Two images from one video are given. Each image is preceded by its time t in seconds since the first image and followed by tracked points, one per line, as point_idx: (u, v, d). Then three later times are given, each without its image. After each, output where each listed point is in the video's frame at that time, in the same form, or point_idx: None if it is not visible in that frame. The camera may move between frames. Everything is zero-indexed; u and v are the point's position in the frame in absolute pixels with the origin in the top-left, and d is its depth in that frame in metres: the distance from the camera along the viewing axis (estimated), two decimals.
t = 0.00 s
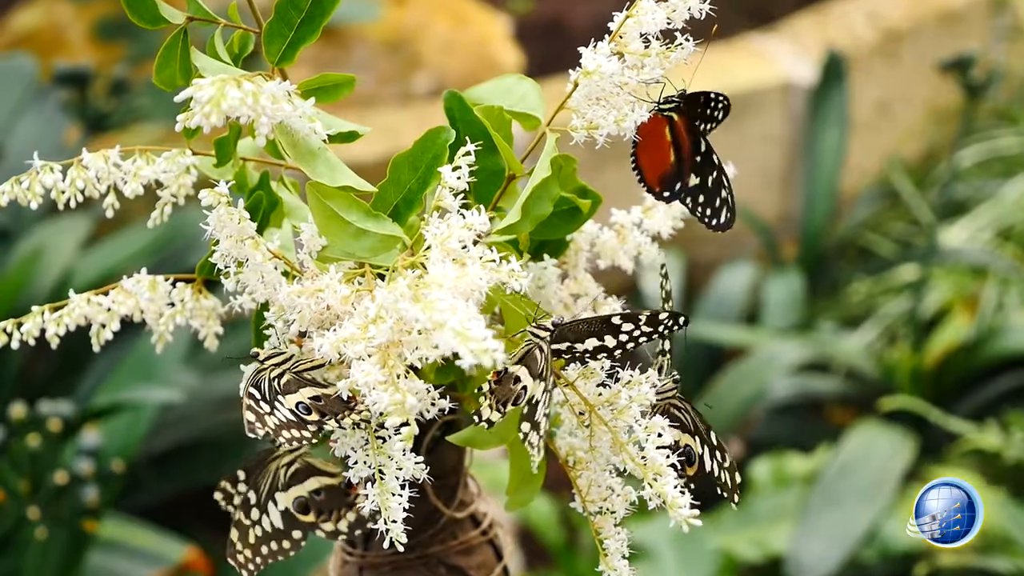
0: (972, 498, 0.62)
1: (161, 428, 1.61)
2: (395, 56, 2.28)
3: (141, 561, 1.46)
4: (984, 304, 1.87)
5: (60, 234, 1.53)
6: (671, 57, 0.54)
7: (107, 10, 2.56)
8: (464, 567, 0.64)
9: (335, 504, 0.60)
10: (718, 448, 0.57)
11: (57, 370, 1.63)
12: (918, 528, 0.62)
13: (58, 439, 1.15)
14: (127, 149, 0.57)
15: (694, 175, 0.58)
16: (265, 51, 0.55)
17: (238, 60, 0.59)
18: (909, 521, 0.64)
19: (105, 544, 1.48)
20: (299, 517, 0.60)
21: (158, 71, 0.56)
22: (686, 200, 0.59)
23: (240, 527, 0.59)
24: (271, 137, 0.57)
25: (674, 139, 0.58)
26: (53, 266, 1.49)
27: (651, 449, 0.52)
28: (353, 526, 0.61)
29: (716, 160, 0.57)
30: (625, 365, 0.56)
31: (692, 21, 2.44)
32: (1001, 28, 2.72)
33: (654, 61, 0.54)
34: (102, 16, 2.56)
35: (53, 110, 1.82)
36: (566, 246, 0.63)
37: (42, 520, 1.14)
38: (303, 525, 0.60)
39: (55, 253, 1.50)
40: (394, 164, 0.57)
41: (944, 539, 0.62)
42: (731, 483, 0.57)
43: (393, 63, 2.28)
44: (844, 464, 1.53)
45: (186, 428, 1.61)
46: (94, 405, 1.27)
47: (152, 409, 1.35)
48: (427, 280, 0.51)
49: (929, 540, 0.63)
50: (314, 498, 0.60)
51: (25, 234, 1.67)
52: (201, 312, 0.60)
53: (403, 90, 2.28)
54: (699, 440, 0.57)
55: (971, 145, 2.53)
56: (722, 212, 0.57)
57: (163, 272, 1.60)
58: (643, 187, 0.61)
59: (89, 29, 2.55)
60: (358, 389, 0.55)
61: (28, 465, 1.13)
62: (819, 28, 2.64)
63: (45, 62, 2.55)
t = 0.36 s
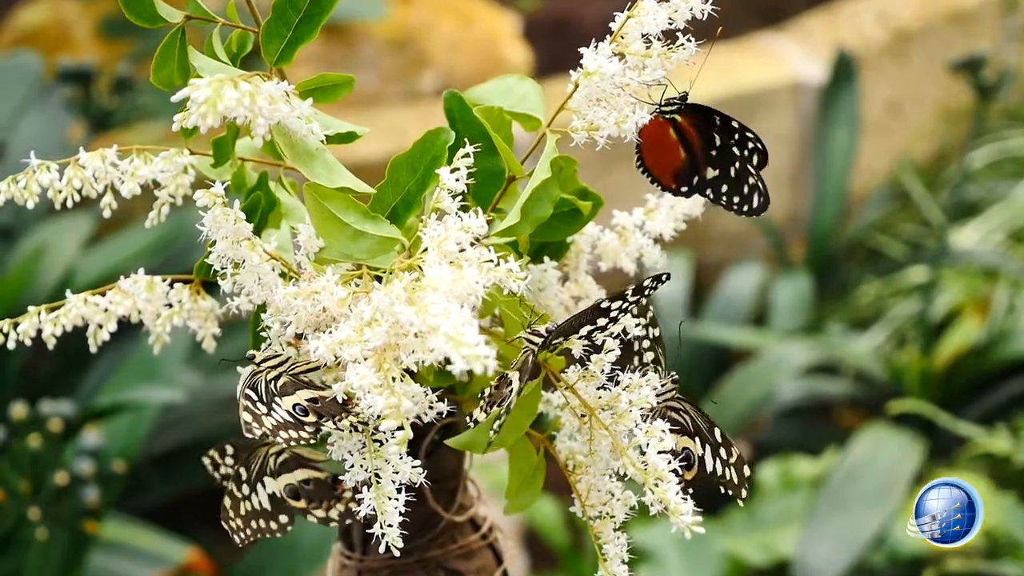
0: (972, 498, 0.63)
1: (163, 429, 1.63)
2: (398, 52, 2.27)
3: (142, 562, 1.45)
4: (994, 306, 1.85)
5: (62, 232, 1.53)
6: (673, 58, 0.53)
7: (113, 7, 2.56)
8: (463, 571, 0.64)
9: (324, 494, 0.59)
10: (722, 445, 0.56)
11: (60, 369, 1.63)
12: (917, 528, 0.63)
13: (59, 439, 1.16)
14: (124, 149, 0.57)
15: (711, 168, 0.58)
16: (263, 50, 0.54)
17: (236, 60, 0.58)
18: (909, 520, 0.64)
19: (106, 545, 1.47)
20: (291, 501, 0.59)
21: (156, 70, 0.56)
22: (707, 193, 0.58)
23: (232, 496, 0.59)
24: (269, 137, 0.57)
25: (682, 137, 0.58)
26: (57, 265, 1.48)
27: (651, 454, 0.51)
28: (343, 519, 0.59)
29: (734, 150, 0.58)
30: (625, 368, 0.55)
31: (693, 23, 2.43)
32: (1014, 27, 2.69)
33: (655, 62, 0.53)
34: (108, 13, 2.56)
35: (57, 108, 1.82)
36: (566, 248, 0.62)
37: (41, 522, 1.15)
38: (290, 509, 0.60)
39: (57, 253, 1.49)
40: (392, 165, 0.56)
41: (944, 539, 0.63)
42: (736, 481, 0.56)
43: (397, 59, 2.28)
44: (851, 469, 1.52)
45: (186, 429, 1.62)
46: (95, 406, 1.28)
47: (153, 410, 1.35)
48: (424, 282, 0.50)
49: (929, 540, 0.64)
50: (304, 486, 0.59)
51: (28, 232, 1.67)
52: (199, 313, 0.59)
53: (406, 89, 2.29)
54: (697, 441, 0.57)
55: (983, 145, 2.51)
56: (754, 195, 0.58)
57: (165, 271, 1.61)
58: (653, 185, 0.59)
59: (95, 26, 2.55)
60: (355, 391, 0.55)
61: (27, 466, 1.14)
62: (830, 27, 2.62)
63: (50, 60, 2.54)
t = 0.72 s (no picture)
0: (971, 499, 0.67)
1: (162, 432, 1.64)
2: (404, 50, 2.27)
3: (145, 564, 1.45)
4: (1004, 306, 1.84)
5: (63, 232, 1.53)
6: (669, 55, 0.53)
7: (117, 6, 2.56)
8: (460, 573, 0.63)
9: (318, 499, 0.58)
10: (715, 439, 0.55)
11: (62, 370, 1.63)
12: (918, 528, 0.67)
13: (58, 439, 1.19)
14: (118, 147, 0.56)
15: (714, 157, 0.57)
16: (257, 48, 0.54)
17: (230, 57, 0.58)
18: (910, 521, 0.68)
19: (107, 546, 1.48)
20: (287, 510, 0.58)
21: (149, 68, 0.56)
22: (709, 180, 0.57)
23: (231, 510, 0.59)
24: (263, 136, 0.56)
25: (680, 131, 0.56)
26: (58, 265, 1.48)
27: (646, 455, 0.50)
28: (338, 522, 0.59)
29: (736, 136, 0.57)
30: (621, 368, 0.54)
31: (694, 21, 2.43)
32: None
33: (651, 60, 0.53)
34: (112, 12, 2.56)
35: (59, 108, 1.82)
36: (564, 247, 0.62)
37: (40, 522, 1.15)
38: (290, 517, 0.59)
39: (58, 252, 1.49)
40: (386, 164, 0.56)
41: (945, 538, 0.67)
42: (731, 474, 0.55)
43: (402, 57, 2.27)
44: (858, 471, 1.51)
45: (184, 431, 1.63)
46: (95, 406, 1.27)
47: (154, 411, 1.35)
48: (417, 281, 0.50)
49: (930, 540, 0.68)
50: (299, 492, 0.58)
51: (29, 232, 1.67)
52: (193, 312, 0.59)
53: (413, 86, 2.29)
54: (694, 437, 0.56)
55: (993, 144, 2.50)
56: (759, 177, 0.57)
57: (169, 270, 1.61)
58: (653, 180, 0.59)
59: (99, 25, 2.56)
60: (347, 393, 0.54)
61: (27, 467, 1.16)
62: (838, 24, 2.60)
63: (53, 58, 2.54)
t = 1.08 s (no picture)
0: (971, 498, 0.67)
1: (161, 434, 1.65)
2: (407, 47, 2.26)
3: (144, 564, 1.45)
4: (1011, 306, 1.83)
5: (63, 230, 1.53)
6: (667, 54, 0.52)
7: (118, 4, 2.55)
8: None
9: (318, 499, 0.58)
10: (707, 459, 0.56)
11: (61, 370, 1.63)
12: (918, 528, 0.67)
13: (58, 440, 1.21)
14: (113, 146, 0.56)
15: (714, 155, 0.57)
16: (252, 46, 0.53)
17: (227, 56, 0.57)
18: (911, 521, 0.68)
19: (107, 547, 1.47)
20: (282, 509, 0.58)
21: (144, 65, 0.55)
22: (710, 178, 0.57)
23: (213, 514, 0.60)
24: (260, 135, 0.56)
25: (680, 129, 0.56)
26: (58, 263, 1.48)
27: (644, 457, 0.50)
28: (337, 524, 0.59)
29: (733, 135, 0.58)
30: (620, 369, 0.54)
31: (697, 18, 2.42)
32: None
33: (650, 58, 0.52)
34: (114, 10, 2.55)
35: (60, 106, 1.82)
36: (563, 246, 0.61)
37: (39, 524, 1.15)
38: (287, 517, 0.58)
39: (58, 250, 1.49)
40: (382, 163, 0.55)
41: (945, 538, 0.67)
42: (716, 498, 0.56)
43: (405, 54, 2.26)
44: (864, 472, 1.50)
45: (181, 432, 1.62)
46: (95, 406, 1.28)
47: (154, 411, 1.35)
48: (413, 282, 0.49)
49: (929, 539, 0.68)
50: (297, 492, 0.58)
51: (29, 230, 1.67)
52: (189, 313, 0.58)
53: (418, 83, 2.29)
54: (687, 450, 0.56)
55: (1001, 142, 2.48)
56: (759, 172, 0.59)
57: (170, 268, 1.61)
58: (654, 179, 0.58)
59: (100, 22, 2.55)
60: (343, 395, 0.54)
61: (27, 466, 1.17)
62: (845, 21, 2.58)
63: (53, 55, 2.52)
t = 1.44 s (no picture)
0: (971, 499, 0.66)
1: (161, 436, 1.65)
2: (410, 47, 2.25)
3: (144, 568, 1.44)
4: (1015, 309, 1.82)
5: (61, 229, 1.52)
6: (666, 54, 0.52)
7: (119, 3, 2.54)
8: None
9: (300, 499, 0.57)
10: (723, 457, 0.55)
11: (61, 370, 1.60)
12: (918, 528, 0.67)
13: (55, 440, 1.18)
14: (108, 147, 0.56)
15: (712, 157, 0.57)
16: (247, 45, 0.53)
17: (223, 55, 0.57)
18: (910, 520, 0.68)
19: (106, 551, 1.47)
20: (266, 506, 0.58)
21: (139, 66, 0.55)
22: (708, 179, 0.57)
23: (199, 519, 0.62)
24: (255, 136, 0.56)
25: (679, 131, 0.55)
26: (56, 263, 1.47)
27: (643, 461, 0.49)
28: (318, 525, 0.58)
29: (733, 136, 0.57)
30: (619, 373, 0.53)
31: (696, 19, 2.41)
32: None
33: (648, 59, 0.52)
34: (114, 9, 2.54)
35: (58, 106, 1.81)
36: (561, 249, 0.60)
37: (35, 526, 1.16)
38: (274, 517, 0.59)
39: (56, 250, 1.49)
40: (379, 163, 0.55)
41: (945, 538, 0.67)
42: (733, 498, 0.55)
43: (407, 53, 2.26)
44: (867, 476, 1.49)
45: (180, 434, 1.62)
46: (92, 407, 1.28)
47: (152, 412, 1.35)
48: (409, 283, 0.49)
49: (930, 539, 0.68)
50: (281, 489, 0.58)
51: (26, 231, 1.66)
52: (185, 315, 0.58)
53: (420, 83, 2.28)
54: (696, 445, 0.55)
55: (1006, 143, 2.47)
56: (758, 173, 0.59)
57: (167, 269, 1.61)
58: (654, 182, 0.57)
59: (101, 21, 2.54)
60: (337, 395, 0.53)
61: (21, 467, 1.16)
62: (849, 21, 2.57)
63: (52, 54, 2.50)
